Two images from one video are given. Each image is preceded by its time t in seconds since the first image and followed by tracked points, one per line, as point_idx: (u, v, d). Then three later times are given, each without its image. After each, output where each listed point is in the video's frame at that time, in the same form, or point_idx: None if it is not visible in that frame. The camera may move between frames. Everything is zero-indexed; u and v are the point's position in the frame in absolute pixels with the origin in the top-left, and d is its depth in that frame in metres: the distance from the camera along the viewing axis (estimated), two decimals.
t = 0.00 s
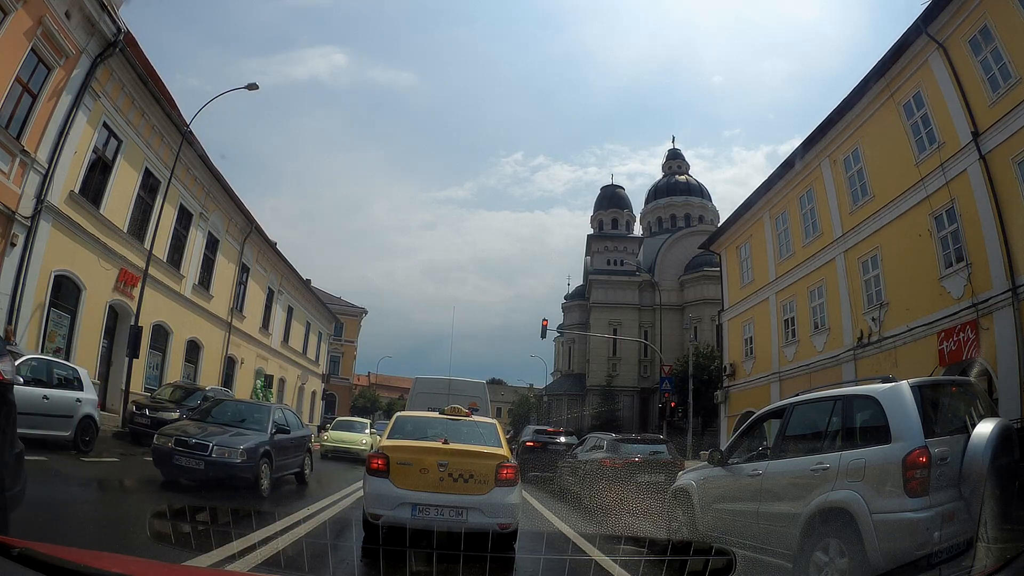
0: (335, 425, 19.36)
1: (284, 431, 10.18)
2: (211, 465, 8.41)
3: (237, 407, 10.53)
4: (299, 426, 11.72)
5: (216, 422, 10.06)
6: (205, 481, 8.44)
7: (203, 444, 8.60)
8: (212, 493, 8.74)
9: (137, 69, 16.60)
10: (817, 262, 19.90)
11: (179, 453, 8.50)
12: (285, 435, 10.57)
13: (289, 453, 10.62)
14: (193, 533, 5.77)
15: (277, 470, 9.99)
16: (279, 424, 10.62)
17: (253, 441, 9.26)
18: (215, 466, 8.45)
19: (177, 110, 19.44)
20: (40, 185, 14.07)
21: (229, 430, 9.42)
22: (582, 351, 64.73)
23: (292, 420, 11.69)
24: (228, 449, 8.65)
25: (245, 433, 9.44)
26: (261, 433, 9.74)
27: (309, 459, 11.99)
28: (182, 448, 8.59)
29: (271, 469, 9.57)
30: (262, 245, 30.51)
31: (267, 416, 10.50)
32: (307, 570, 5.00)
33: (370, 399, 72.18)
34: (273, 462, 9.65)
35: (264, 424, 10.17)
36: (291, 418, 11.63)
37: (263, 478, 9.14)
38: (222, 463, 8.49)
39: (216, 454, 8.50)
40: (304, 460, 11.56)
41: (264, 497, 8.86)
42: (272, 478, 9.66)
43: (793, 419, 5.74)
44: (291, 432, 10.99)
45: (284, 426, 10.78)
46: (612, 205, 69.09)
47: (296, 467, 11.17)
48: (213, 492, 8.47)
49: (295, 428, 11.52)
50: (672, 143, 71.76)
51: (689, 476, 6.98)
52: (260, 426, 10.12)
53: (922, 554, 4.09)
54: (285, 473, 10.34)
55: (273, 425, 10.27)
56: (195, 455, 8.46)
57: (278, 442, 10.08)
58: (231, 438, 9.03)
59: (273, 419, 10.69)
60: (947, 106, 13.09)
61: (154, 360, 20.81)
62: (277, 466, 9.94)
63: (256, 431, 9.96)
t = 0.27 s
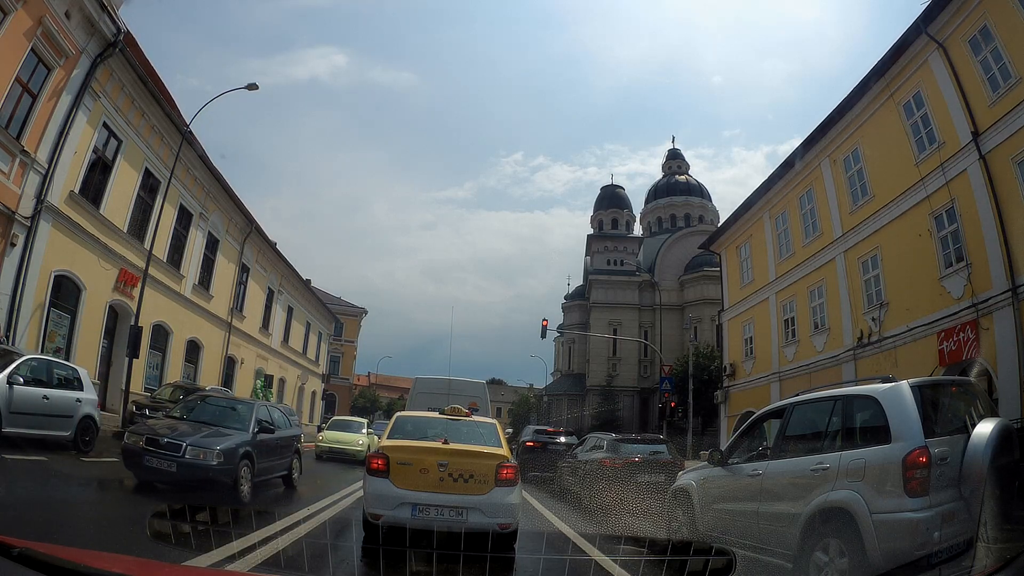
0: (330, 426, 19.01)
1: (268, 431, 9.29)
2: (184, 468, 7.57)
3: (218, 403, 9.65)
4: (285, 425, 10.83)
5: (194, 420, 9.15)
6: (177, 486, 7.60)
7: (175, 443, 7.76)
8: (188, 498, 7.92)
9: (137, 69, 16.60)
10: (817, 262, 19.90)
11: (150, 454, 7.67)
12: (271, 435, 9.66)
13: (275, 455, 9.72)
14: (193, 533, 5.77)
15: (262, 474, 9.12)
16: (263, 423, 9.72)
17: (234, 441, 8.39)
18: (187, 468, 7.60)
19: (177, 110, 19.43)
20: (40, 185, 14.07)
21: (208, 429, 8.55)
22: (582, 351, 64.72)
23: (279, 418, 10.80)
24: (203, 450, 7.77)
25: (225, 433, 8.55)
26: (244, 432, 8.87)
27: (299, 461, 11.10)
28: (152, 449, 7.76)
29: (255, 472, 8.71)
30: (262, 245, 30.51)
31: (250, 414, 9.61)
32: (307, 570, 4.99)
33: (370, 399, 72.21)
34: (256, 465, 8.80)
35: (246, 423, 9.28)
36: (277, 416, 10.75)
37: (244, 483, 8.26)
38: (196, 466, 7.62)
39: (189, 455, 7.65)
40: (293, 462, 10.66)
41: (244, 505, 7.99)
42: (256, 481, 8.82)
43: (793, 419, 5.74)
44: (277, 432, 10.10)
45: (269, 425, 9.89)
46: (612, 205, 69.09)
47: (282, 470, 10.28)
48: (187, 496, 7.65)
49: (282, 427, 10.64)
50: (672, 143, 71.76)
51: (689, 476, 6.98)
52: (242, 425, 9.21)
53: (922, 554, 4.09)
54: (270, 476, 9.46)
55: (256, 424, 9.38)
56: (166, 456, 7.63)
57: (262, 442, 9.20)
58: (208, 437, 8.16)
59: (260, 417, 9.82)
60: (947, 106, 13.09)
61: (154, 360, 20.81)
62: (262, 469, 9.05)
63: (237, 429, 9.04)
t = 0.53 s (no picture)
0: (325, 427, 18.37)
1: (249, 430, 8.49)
2: (151, 470, 6.78)
3: (193, 399, 8.85)
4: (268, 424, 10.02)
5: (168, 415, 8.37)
6: (144, 490, 6.82)
7: (143, 442, 6.97)
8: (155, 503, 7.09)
9: (137, 69, 16.60)
10: (817, 262, 19.90)
11: (115, 454, 6.89)
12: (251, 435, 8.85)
13: (257, 456, 8.92)
14: (193, 533, 5.77)
15: (243, 477, 8.33)
16: (243, 420, 8.91)
17: (209, 440, 7.60)
18: (156, 471, 6.81)
19: (177, 110, 19.44)
20: (40, 185, 14.07)
21: (182, 428, 7.75)
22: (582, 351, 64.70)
23: (261, 416, 9.99)
24: (173, 451, 6.98)
25: (200, 433, 7.75)
26: (221, 431, 8.06)
27: (285, 465, 10.28)
28: (118, 448, 6.99)
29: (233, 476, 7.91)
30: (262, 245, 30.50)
31: (229, 411, 8.80)
32: (307, 570, 5.00)
33: (370, 399, 72.22)
34: (235, 467, 8.00)
35: (225, 420, 8.48)
36: (260, 414, 9.93)
37: (221, 487, 7.46)
38: (164, 468, 6.83)
39: (157, 456, 6.86)
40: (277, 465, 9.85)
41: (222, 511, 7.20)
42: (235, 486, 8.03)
43: (793, 419, 5.74)
44: (260, 432, 9.30)
45: (249, 424, 9.08)
46: (612, 205, 69.08)
47: (267, 473, 9.44)
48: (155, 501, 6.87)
49: (265, 426, 9.83)
50: (672, 142, 71.74)
51: (689, 476, 6.97)
52: (221, 422, 8.43)
53: (922, 554, 4.09)
54: (251, 480, 8.65)
55: (236, 422, 8.57)
56: (132, 457, 6.86)
57: (242, 443, 8.40)
58: (180, 436, 7.37)
59: (240, 415, 9.02)
60: (947, 106, 13.09)
61: (154, 360, 20.81)
62: (241, 472, 8.25)
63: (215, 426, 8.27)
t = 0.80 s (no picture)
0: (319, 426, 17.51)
1: (224, 429, 7.79)
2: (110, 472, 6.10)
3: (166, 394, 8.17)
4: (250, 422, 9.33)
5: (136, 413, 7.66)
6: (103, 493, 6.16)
7: (102, 441, 6.30)
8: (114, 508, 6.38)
9: (137, 69, 16.60)
10: (817, 262, 19.91)
11: (72, 454, 6.24)
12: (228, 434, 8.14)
13: (237, 457, 8.22)
14: (193, 533, 5.77)
15: (219, 481, 7.64)
16: (220, 417, 8.22)
17: (179, 440, 6.91)
18: (115, 473, 6.14)
19: (177, 110, 19.43)
20: (40, 185, 14.06)
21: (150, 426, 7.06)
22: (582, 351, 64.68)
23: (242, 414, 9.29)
24: (135, 452, 6.29)
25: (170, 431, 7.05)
26: (192, 430, 7.37)
27: (271, 467, 9.57)
28: (76, 447, 6.33)
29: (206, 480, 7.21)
30: (262, 245, 30.51)
31: (206, 407, 8.11)
32: (307, 570, 5.00)
33: (370, 399, 72.25)
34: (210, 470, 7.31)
35: (198, 417, 7.79)
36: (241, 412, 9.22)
37: (192, 493, 6.77)
38: (125, 470, 6.15)
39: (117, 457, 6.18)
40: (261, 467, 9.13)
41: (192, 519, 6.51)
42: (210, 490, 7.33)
43: (793, 419, 5.74)
44: (239, 431, 8.60)
45: (227, 422, 8.38)
46: (612, 205, 69.07)
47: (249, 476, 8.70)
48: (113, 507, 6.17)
49: (247, 425, 9.12)
50: (672, 142, 71.75)
51: (689, 476, 6.97)
52: (195, 420, 7.74)
53: (922, 554, 4.09)
54: (229, 484, 7.96)
55: (211, 419, 7.88)
56: (90, 457, 6.19)
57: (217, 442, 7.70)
58: (145, 435, 6.69)
59: (217, 411, 8.33)
60: (947, 106, 13.09)
61: (154, 360, 20.82)
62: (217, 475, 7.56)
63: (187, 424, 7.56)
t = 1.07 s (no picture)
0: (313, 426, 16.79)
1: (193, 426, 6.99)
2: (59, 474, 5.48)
3: (133, 389, 7.41)
4: (230, 419, 8.51)
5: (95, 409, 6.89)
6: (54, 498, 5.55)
7: (53, 438, 5.69)
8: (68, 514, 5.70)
9: (137, 69, 16.60)
10: (817, 262, 19.90)
11: (23, 453, 5.68)
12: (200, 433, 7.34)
13: (213, 459, 7.42)
14: (193, 533, 5.78)
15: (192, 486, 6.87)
16: (192, 414, 7.43)
17: (141, 438, 6.20)
18: (65, 475, 5.50)
19: (177, 110, 19.44)
20: (40, 185, 14.07)
21: (110, 423, 6.32)
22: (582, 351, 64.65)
23: (221, 409, 8.50)
24: (87, 453, 5.62)
25: (132, 429, 6.32)
26: (157, 427, 6.61)
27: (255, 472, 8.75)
28: (30, 446, 5.78)
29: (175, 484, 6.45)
30: (262, 245, 30.51)
31: (176, 401, 7.34)
32: (307, 570, 5.00)
33: (370, 399, 72.28)
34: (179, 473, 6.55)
35: (166, 413, 7.02)
36: (219, 408, 8.41)
37: (157, 499, 6.02)
38: (75, 472, 5.51)
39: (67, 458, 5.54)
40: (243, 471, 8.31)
41: (154, 529, 5.76)
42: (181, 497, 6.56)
43: (793, 419, 5.74)
44: (215, 430, 7.80)
45: (201, 419, 7.59)
46: (612, 205, 69.07)
47: (229, 479, 7.92)
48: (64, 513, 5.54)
49: (225, 423, 8.30)
50: (672, 142, 71.76)
51: (689, 476, 6.97)
52: (161, 416, 6.95)
53: (922, 554, 4.09)
54: (205, 488, 7.17)
55: (181, 416, 7.10)
56: (40, 457, 5.60)
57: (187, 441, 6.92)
58: (103, 432, 6.00)
59: (190, 407, 7.55)
60: (947, 106, 13.09)
61: (154, 360, 20.81)
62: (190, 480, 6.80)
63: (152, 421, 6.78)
